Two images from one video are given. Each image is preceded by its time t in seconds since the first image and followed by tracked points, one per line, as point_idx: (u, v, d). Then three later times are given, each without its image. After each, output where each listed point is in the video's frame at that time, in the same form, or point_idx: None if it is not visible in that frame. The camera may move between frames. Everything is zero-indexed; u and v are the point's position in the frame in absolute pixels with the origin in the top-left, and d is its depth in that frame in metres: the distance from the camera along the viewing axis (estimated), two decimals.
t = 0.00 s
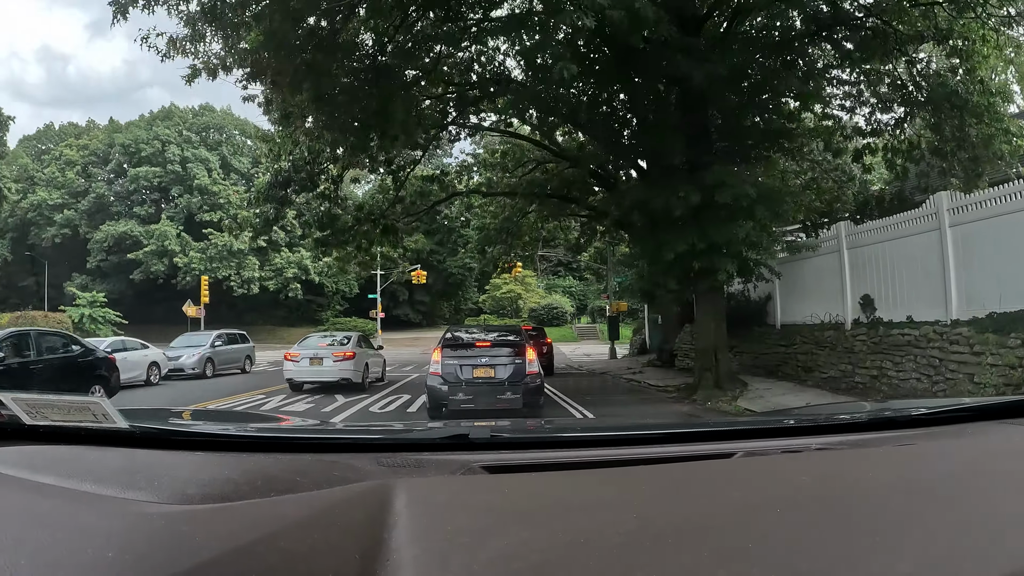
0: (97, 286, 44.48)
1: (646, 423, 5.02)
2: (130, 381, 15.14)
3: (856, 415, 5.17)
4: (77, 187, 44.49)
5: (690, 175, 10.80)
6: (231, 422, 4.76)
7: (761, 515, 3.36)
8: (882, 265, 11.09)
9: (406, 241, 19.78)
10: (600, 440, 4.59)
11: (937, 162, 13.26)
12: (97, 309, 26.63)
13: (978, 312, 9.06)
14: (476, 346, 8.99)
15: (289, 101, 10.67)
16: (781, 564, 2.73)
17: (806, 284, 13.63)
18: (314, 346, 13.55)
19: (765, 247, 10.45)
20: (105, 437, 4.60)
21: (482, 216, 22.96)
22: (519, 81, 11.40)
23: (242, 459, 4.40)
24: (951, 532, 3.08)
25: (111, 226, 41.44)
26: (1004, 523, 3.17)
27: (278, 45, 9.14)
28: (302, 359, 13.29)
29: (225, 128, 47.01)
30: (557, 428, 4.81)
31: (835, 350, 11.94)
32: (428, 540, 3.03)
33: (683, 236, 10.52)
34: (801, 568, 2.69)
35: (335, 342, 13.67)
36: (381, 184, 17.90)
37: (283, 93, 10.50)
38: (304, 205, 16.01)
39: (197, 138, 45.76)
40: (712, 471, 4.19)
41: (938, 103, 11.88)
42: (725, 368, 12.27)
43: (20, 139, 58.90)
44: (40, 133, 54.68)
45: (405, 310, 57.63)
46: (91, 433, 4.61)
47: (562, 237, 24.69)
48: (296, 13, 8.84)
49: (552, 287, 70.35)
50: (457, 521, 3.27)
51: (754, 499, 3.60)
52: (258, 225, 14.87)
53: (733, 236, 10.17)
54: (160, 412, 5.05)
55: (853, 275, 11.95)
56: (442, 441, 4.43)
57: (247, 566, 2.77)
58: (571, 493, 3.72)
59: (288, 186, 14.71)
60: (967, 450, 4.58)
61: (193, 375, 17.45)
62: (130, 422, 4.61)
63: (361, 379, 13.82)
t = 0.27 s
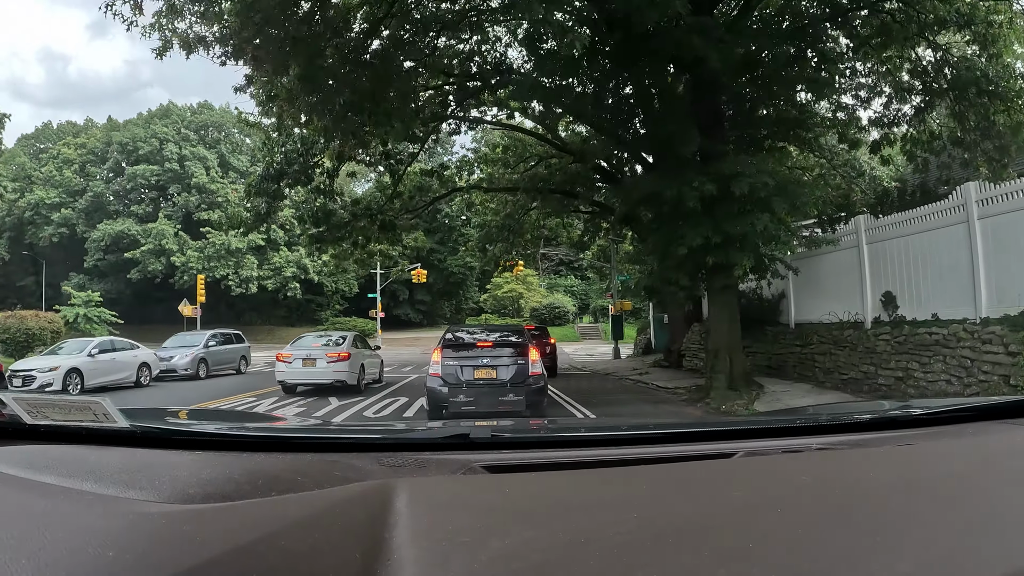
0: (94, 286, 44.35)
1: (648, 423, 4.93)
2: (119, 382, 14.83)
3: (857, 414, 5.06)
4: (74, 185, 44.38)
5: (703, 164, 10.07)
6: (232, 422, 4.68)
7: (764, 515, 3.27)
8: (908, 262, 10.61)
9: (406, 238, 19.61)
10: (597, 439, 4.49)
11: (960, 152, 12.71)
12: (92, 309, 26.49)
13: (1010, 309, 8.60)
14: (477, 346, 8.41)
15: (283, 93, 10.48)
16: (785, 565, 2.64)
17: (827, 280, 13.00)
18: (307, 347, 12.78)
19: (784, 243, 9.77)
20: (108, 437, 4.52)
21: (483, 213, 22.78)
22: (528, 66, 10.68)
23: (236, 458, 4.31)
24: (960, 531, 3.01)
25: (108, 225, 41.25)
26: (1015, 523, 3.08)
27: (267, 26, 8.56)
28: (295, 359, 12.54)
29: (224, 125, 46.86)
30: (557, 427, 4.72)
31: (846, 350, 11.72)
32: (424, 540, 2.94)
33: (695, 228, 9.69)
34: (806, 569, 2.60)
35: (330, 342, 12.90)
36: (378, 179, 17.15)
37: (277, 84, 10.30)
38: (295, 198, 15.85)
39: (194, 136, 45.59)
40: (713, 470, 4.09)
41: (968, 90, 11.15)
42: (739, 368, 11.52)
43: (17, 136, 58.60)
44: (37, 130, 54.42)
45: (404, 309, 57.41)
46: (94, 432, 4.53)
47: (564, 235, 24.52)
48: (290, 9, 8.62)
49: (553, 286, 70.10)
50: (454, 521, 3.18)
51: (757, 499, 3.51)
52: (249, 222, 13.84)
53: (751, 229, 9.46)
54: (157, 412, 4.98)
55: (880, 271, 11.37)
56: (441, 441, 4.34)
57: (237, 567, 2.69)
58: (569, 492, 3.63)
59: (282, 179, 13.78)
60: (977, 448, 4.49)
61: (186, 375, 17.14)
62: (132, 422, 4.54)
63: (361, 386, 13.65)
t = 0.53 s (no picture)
0: (93, 285, 44.29)
1: (654, 422, 4.80)
2: (109, 384, 14.31)
3: (854, 414, 4.92)
4: (72, 184, 44.33)
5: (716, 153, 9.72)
6: (232, 421, 4.57)
7: (764, 515, 3.16)
8: (931, 257, 10.08)
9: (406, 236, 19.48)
10: (593, 439, 4.35)
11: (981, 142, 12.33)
12: (87, 309, 26.43)
13: None
14: (478, 347, 8.10)
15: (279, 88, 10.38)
16: (783, 567, 2.54)
17: (842, 278, 12.44)
18: (300, 347, 12.10)
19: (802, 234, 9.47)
20: (109, 437, 4.40)
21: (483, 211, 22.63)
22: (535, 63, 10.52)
23: (226, 458, 4.20)
24: (977, 531, 2.91)
25: (106, 224, 41.16)
26: None
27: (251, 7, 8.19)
28: (287, 360, 11.87)
29: (223, 124, 46.75)
30: (556, 425, 4.60)
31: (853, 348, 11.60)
32: (408, 543, 2.82)
33: (711, 221, 9.34)
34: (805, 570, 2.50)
35: (324, 342, 12.21)
36: (379, 175, 17.00)
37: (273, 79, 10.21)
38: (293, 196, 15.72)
39: (193, 135, 45.50)
40: (713, 469, 3.97)
41: (994, 75, 10.78)
42: (754, 372, 10.98)
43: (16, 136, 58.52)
44: (37, 130, 54.36)
45: (405, 309, 57.27)
46: (95, 433, 4.40)
47: (565, 233, 24.37)
48: (283, 5, 8.51)
49: (554, 286, 69.87)
50: (442, 522, 3.07)
51: (757, 499, 3.40)
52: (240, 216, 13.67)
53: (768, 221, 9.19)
54: (156, 412, 4.86)
55: (900, 267, 10.80)
56: (442, 441, 4.22)
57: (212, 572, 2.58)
58: (563, 492, 3.51)
59: (274, 172, 13.60)
60: (992, 447, 4.36)
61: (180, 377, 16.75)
62: (133, 422, 4.42)
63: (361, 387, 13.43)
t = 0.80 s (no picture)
0: (91, 285, 44.22)
1: (659, 422, 4.68)
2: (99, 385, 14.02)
3: (856, 415, 4.73)
4: (70, 183, 44.26)
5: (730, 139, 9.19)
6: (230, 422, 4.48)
7: (765, 514, 3.07)
8: (949, 252, 9.51)
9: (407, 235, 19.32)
10: (590, 438, 4.21)
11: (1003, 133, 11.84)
12: (83, 309, 26.35)
13: None
14: (479, 347, 7.89)
15: (273, 81, 10.28)
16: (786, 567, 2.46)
17: (852, 278, 11.96)
18: (293, 347, 11.82)
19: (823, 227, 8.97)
20: (109, 437, 4.31)
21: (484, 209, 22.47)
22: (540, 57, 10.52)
23: (218, 458, 4.10)
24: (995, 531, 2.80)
25: (103, 224, 41.05)
26: None
27: None
28: (279, 361, 11.60)
29: (221, 122, 46.64)
30: (557, 426, 4.50)
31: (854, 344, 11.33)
32: (398, 544, 2.72)
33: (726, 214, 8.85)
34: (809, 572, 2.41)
35: (317, 342, 11.94)
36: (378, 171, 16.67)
37: (266, 71, 10.07)
38: (290, 192, 15.55)
39: (191, 133, 45.39)
40: (715, 468, 3.86)
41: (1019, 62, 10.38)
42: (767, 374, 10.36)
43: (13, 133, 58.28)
44: (34, 128, 54.12)
45: (406, 308, 57.12)
46: (94, 432, 4.31)
47: (566, 231, 24.23)
48: None
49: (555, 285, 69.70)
50: (434, 521, 2.96)
51: (759, 498, 3.30)
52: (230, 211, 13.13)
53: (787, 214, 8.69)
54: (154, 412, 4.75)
55: (914, 265, 10.26)
56: (442, 441, 4.10)
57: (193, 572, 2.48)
58: (561, 491, 3.41)
59: (266, 166, 13.18)
60: (1007, 445, 4.23)
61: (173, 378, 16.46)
62: (134, 421, 4.30)
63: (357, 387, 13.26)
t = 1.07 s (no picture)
0: (92, 284, 44.24)
1: (665, 420, 4.58)
2: (90, 387, 13.85)
3: (858, 413, 4.63)
4: (70, 182, 44.24)
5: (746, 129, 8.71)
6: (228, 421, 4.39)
7: (771, 514, 2.97)
8: (974, 248, 9.21)
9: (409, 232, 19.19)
10: (591, 438, 4.12)
11: None
12: (82, 309, 26.35)
13: None
14: (483, 347, 7.32)
15: (269, 76, 10.17)
16: (790, 566, 2.38)
17: (871, 275, 11.64)
18: (290, 347, 11.60)
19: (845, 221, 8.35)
20: (112, 438, 4.16)
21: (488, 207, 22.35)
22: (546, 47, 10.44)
23: (214, 456, 4.02)
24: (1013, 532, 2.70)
25: (104, 223, 41.02)
26: None
27: None
28: (274, 362, 11.38)
29: (222, 120, 46.54)
30: (562, 425, 4.41)
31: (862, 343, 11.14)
32: (392, 543, 2.64)
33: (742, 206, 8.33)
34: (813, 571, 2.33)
35: (314, 342, 11.71)
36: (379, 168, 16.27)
37: (261, 65, 9.95)
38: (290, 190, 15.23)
39: (192, 132, 45.30)
40: (718, 467, 3.77)
41: None
42: (786, 375, 9.89)
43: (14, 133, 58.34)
44: (35, 128, 54.14)
45: (409, 308, 57.00)
46: (98, 433, 4.15)
47: (570, 229, 24.08)
48: None
49: (558, 284, 69.45)
50: (429, 521, 2.88)
51: (763, 496, 3.22)
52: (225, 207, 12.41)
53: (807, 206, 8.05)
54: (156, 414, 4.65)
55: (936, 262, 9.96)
56: (444, 441, 4.00)
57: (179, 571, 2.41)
58: (560, 490, 3.33)
59: (262, 158, 12.15)
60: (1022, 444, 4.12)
61: (171, 378, 16.27)
62: (137, 421, 4.19)
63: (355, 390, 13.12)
